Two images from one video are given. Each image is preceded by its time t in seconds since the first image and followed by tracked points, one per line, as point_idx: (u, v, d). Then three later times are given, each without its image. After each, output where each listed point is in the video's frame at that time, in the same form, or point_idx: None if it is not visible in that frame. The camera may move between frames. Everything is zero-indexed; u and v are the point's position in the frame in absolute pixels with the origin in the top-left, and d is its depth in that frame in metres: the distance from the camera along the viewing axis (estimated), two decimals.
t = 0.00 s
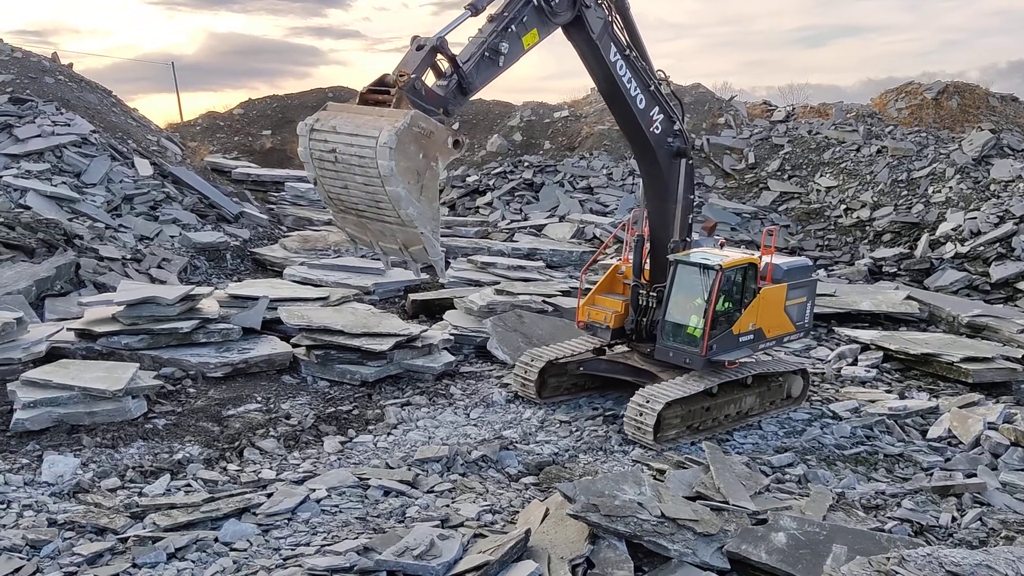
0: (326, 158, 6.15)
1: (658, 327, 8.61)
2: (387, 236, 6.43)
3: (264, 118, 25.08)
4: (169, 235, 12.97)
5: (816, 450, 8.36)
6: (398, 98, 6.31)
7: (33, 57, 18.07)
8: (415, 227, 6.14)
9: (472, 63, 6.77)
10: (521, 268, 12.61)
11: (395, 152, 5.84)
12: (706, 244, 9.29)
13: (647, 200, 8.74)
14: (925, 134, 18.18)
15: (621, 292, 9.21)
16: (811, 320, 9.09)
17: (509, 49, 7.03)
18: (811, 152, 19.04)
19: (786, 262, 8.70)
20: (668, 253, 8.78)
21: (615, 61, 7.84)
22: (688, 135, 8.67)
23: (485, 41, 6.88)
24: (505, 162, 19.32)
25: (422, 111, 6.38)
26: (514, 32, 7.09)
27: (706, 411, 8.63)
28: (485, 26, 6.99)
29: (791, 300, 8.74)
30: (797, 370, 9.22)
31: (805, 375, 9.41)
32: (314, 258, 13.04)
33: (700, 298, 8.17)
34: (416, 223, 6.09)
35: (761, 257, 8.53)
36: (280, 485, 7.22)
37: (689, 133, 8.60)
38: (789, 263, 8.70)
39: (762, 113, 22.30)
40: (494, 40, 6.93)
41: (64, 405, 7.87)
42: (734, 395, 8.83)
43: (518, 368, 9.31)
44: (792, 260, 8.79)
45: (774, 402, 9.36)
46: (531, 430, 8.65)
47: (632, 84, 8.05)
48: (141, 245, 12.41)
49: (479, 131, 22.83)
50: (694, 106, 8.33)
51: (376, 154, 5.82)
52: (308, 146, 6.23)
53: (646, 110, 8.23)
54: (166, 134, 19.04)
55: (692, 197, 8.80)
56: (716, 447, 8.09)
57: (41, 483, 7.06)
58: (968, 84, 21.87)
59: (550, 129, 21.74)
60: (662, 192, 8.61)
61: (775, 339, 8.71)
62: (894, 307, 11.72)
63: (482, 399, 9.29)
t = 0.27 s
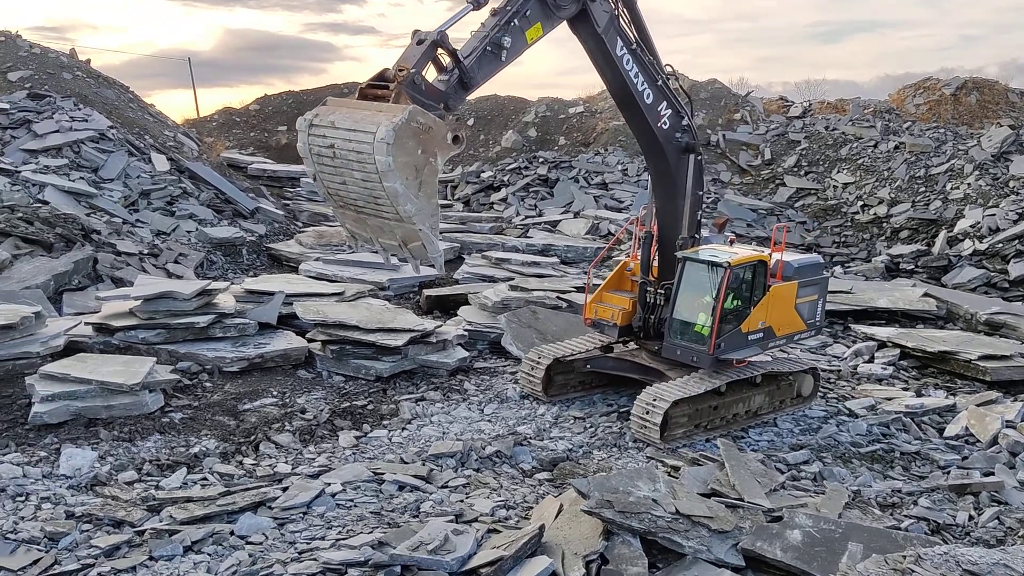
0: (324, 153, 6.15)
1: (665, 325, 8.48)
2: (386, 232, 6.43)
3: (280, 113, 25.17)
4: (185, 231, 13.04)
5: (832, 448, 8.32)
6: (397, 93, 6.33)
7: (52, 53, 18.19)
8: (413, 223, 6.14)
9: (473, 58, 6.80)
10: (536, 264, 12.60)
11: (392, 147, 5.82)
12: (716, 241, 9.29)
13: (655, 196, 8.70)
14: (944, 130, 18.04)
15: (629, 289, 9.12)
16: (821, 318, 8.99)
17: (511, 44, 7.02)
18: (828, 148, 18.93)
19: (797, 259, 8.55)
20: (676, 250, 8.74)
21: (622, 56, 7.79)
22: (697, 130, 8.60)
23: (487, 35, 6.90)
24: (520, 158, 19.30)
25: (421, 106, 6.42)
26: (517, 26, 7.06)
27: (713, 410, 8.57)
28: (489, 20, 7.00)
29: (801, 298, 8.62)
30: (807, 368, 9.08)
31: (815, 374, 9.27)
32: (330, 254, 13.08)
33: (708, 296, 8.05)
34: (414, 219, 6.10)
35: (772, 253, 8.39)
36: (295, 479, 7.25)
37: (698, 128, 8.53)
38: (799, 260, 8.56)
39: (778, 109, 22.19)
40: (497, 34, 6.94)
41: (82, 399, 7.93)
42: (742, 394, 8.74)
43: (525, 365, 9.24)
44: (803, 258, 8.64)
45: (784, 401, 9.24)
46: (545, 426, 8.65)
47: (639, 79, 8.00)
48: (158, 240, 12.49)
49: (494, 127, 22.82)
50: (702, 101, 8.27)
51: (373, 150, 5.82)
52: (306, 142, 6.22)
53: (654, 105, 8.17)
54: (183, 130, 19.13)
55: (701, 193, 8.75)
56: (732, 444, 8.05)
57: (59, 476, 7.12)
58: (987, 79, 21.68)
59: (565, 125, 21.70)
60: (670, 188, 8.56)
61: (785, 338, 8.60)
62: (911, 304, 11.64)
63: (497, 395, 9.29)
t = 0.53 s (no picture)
0: (324, 152, 6.08)
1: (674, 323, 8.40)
2: (387, 232, 6.39)
3: (298, 110, 25.25)
4: (203, 226, 13.11)
5: (849, 446, 8.27)
6: (398, 92, 6.16)
7: (71, 49, 18.32)
8: (414, 223, 6.11)
9: (476, 56, 6.60)
10: (552, 260, 12.59)
11: (391, 147, 5.77)
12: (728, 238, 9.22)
13: (663, 193, 8.57)
14: (964, 126, 17.88)
15: (638, 287, 9.10)
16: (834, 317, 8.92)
17: (515, 40, 6.82)
18: (847, 145, 18.81)
19: (808, 257, 8.50)
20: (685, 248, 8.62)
21: (628, 51, 7.61)
22: (706, 125, 8.45)
23: (490, 32, 6.69)
24: (536, 154, 19.29)
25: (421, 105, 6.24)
26: (520, 23, 6.86)
27: (723, 409, 8.50)
28: (491, 16, 6.79)
29: (813, 296, 8.55)
30: (819, 368, 9.00)
31: (827, 374, 9.20)
32: (347, 250, 13.12)
33: (718, 294, 7.95)
34: (415, 220, 6.08)
35: (783, 251, 8.33)
36: (312, 473, 7.28)
37: (707, 124, 8.38)
38: (811, 259, 8.50)
39: (797, 105, 22.07)
40: (500, 31, 6.73)
41: (101, 393, 7.99)
42: (752, 393, 8.67)
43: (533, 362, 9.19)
44: (814, 256, 8.59)
45: (795, 401, 9.14)
46: (560, 422, 8.64)
47: (647, 74, 7.84)
48: (176, 236, 12.57)
49: (510, 123, 22.82)
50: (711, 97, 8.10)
51: (373, 150, 5.77)
52: (306, 141, 6.15)
53: (662, 102, 8.02)
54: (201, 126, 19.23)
55: (711, 189, 8.61)
56: (748, 442, 8.02)
57: (78, 469, 7.18)
58: (1009, 75, 21.47)
59: (582, 121, 21.65)
60: (679, 185, 8.42)
61: (797, 336, 8.51)
62: (930, 302, 11.56)
63: (512, 391, 9.29)
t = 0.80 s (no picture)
0: (326, 142, 6.07)
1: (682, 322, 8.34)
2: (389, 224, 6.37)
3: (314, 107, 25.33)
4: (220, 223, 13.17)
5: (866, 446, 8.22)
6: (401, 82, 6.16)
7: (90, 46, 18.44)
8: (416, 214, 6.08)
9: (481, 47, 6.57)
10: (567, 258, 12.58)
11: (393, 137, 5.76)
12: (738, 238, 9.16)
13: (673, 190, 8.49)
14: (983, 125, 17.74)
15: (647, 286, 9.02)
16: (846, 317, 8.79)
17: (522, 32, 6.77)
18: (864, 144, 18.70)
19: (819, 256, 8.38)
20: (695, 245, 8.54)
21: (637, 45, 7.57)
22: (716, 122, 8.37)
23: (496, 24, 6.66)
24: (552, 152, 19.28)
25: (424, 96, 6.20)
26: (527, 15, 6.82)
27: (732, 410, 8.39)
28: (499, 8, 6.76)
29: (824, 296, 8.43)
30: (829, 368, 8.90)
31: (838, 374, 9.09)
32: (362, 247, 13.15)
33: (727, 293, 7.88)
34: (417, 210, 6.04)
35: (793, 250, 8.23)
36: (327, 470, 7.30)
37: (717, 121, 8.30)
38: (822, 258, 8.39)
39: (814, 103, 21.95)
40: (507, 22, 6.69)
41: (118, 388, 8.04)
42: (762, 394, 8.57)
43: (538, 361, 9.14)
44: (826, 255, 8.47)
45: (805, 402, 9.03)
46: (575, 420, 8.63)
47: (656, 69, 7.78)
48: (193, 232, 12.62)
49: (525, 121, 22.81)
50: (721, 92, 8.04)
51: (374, 139, 5.75)
52: (310, 131, 6.14)
53: (671, 97, 7.95)
54: (218, 123, 19.32)
55: (721, 188, 8.53)
56: (764, 442, 7.99)
57: (96, 464, 7.23)
58: None
59: (597, 119, 21.60)
60: (689, 182, 8.34)
61: (807, 336, 8.41)
62: (948, 302, 11.48)
63: (527, 389, 9.29)
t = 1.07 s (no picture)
0: (325, 144, 6.01)
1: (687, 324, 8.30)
2: (389, 227, 6.27)
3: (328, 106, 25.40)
4: (233, 221, 13.23)
5: (880, 448, 8.19)
6: (401, 83, 6.07)
7: (106, 45, 18.55)
8: (415, 217, 5.99)
9: (483, 47, 6.50)
10: (580, 258, 12.56)
11: (392, 139, 5.68)
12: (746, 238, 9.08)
13: (679, 190, 8.49)
14: (1000, 125, 17.62)
15: (653, 287, 9.02)
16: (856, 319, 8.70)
17: (524, 32, 6.71)
18: (879, 144, 18.60)
19: (828, 257, 8.30)
20: (701, 246, 8.55)
21: (642, 45, 7.53)
22: (721, 121, 8.36)
23: (498, 23, 6.61)
24: (565, 151, 19.27)
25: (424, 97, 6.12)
26: (529, 14, 6.76)
27: (737, 412, 8.40)
28: (500, 7, 6.70)
29: (833, 298, 8.36)
30: (837, 371, 8.87)
31: (846, 378, 9.07)
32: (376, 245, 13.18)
33: (733, 295, 7.83)
34: (416, 213, 5.94)
35: (801, 251, 8.14)
36: (339, 468, 7.32)
37: (723, 120, 8.30)
38: (831, 259, 8.31)
39: (829, 103, 21.85)
40: (509, 22, 6.64)
41: (132, 384, 8.09)
42: (768, 396, 8.56)
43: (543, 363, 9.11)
44: (835, 256, 8.38)
45: (813, 405, 9.00)
46: (587, 420, 8.63)
47: (662, 69, 7.76)
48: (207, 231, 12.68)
49: (539, 120, 22.79)
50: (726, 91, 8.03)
51: (373, 142, 5.68)
52: (309, 132, 6.08)
53: (677, 97, 7.94)
54: (232, 122, 19.40)
55: (726, 186, 8.54)
56: (777, 443, 7.97)
57: (110, 460, 7.27)
58: None
59: (611, 118, 21.55)
60: (695, 182, 8.34)
61: (815, 338, 8.35)
62: (963, 303, 11.41)
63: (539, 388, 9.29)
